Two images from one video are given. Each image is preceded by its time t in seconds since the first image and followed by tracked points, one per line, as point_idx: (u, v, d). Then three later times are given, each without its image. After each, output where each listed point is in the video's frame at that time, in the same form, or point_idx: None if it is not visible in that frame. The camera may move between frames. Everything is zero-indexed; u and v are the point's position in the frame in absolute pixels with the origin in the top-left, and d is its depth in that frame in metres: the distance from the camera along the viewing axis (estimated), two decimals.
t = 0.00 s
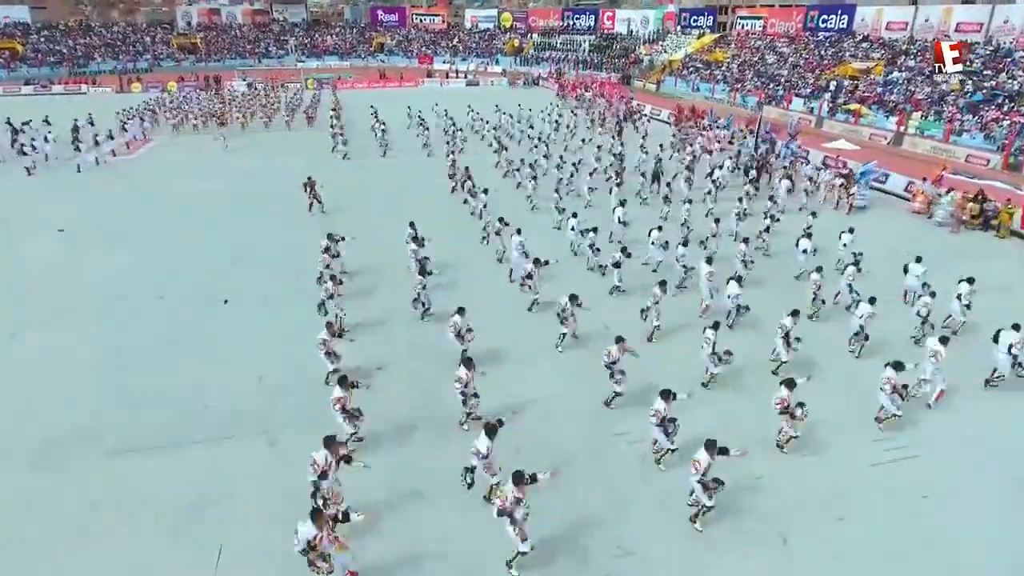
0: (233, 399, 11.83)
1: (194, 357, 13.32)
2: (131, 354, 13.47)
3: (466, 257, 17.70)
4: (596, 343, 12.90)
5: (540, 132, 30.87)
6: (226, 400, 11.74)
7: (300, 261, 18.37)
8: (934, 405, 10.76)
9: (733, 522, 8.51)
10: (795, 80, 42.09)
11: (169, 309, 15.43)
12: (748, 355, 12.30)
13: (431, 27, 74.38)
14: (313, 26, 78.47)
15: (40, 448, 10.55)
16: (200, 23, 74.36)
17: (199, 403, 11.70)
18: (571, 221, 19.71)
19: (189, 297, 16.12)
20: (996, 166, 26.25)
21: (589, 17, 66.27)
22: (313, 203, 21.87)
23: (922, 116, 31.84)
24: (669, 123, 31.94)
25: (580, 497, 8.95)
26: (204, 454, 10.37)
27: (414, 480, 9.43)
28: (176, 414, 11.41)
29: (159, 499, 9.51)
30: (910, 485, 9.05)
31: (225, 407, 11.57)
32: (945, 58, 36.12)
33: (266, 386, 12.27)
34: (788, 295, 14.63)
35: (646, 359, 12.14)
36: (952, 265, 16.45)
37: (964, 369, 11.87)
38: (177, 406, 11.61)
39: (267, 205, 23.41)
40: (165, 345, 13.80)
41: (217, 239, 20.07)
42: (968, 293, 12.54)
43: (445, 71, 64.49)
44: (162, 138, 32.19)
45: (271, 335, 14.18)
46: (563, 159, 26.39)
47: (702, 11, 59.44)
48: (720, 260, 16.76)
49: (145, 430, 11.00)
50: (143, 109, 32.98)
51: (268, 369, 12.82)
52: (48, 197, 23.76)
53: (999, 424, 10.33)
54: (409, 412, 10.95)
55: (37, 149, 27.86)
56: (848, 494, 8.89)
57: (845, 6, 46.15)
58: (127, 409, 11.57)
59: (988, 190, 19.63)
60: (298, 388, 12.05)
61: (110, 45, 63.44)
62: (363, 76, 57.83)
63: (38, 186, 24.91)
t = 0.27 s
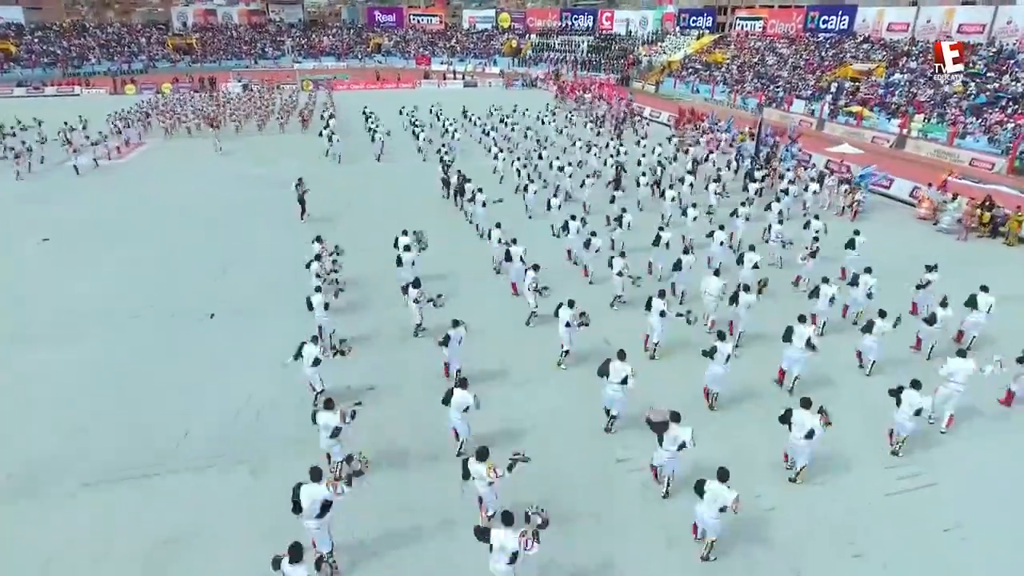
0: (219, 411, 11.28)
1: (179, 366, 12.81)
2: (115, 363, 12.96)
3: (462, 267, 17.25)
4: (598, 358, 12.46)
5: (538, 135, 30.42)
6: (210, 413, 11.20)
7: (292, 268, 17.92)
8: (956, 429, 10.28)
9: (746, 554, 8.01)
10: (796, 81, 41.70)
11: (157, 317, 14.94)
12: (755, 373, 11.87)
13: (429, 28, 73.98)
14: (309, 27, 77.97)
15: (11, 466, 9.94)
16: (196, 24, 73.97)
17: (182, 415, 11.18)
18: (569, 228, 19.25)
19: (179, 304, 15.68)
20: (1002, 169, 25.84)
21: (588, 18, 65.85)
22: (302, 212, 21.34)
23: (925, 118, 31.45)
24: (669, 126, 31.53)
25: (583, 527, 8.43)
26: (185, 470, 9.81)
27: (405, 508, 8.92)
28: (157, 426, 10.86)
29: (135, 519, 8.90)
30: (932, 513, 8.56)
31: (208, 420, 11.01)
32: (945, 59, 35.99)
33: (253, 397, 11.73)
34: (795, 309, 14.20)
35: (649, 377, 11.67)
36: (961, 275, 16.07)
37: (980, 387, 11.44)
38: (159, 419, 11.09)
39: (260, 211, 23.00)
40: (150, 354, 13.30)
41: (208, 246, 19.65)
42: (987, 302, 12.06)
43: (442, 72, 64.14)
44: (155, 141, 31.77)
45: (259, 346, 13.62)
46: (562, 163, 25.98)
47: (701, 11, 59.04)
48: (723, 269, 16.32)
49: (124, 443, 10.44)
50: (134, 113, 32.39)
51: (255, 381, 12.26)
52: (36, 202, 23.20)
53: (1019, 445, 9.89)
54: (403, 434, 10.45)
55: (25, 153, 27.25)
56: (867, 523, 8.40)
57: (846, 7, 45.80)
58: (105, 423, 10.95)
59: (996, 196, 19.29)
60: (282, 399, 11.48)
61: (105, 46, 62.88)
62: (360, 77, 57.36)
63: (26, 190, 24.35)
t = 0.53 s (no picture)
0: (202, 447, 10.83)
1: (162, 396, 12.35)
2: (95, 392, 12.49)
3: (456, 284, 16.79)
4: (597, 384, 11.99)
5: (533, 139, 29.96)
6: (193, 450, 10.76)
7: (283, 287, 17.47)
8: (967, 465, 9.92)
9: None
10: (794, 83, 41.33)
11: (142, 341, 14.47)
12: (759, 399, 11.42)
13: (423, 28, 73.41)
14: (303, 28, 77.36)
15: None
16: (188, 24, 73.21)
17: (164, 452, 10.72)
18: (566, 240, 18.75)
19: (164, 327, 15.20)
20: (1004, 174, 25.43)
21: (584, 18, 65.36)
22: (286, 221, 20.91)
23: (925, 121, 31.10)
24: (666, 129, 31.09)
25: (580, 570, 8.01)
26: (166, 516, 9.37)
27: (397, 555, 8.50)
28: (137, 465, 10.40)
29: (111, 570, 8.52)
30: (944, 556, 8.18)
31: (191, 457, 10.58)
32: (946, 58, 36.01)
33: (239, 430, 11.29)
34: (800, 327, 13.73)
35: (647, 404, 11.25)
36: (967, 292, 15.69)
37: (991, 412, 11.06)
38: (140, 457, 10.62)
39: (251, 225, 22.55)
40: (133, 382, 12.84)
41: (197, 264, 19.20)
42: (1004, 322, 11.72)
43: (437, 73, 63.61)
44: (144, 147, 31.21)
45: (244, 374, 13.21)
46: (559, 169, 25.49)
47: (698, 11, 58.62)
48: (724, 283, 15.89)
49: (103, 484, 9.99)
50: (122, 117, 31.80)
51: (238, 412, 11.83)
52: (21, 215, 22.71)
53: None
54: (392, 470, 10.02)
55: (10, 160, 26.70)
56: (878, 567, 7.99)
57: (844, 8, 45.43)
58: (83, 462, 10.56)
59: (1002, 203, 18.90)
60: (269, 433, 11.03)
61: (97, 48, 62.17)
62: (354, 78, 56.81)
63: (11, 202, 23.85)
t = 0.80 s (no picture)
0: (183, 464, 10.32)
1: (142, 409, 11.83)
2: (71, 405, 11.96)
3: (451, 295, 16.38)
4: (595, 404, 11.58)
5: (529, 143, 29.56)
6: (171, 469, 10.25)
7: (272, 294, 16.99)
8: (981, 489, 9.51)
9: None
10: (793, 85, 40.97)
11: (123, 351, 13.96)
12: (764, 421, 11.03)
13: (420, 29, 72.96)
14: (298, 28, 76.81)
15: None
16: (182, 25, 72.68)
17: (141, 471, 10.20)
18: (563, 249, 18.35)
19: (147, 336, 14.68)
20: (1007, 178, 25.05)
21: (581, 19, 64.90)
22: (274, 226, 20.41)
23: (926, 124, 30.77)
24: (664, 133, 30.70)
25: None
26: (141, 540, 8.86)
27: None
28: (113, 484, 9.89)
29: None
30: None
31: (168, 476, 10.07)
32: (945, 58, 35.99)
33: (222, 447, 10.78)
34: (804, 344, 13.35)
35: (647, 428, 10.83)
36: (974, 302, 15.31)
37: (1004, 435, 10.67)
38: (113, 476, 10.07)
39: (242, 230, 22.08)
40: (113, 394, 12.33)
41: (185, 270, 18.71)
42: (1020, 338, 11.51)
43: (434, 74, 63.15)
44: (134, 150, 30.73)
45: (228, 384, 12.68)
46: (555, 175, 25.11)
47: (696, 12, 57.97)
48: (724, 295, 15.54)
49: (77, 505, 9.50)
50: (112, 119, 31.25)
51: (222, 425, 11.36)
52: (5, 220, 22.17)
53: None
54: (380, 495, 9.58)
55: None
56: None
57: (842, 9, 45.11)
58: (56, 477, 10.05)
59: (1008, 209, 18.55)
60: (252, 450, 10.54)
61: (90, 49, 61.61)
62: (349, 80, 56.28)
63: None
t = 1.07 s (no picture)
0: (161, 496, 9.83)
1: (120, 434, 11.32)
2: (47, 428, 11.46)
3: (445, 309, 15.87)
4: (594, 429, 11.09)
5: (526, 148, 29.05)
6: (147, 501, 9.75)
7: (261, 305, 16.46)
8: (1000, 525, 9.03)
9: None
10: (793, 86, 40.49)
11: (104, 369, 13.43)
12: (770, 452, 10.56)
13: (417, 29, 72.42)
14: (295, 29, 76.25)
15: None
16: (178, 25, 72.10)
17: (114, 504, 9.69)
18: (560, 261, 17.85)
19: (128, 353, 14.14)
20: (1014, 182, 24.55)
21: (580, 19, 64.38)
22: (263, 235, 19.84)
23: (930, 127, 30.29)
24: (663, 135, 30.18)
25: None
26: None
27: None
28: (86, 520, 9.39)
29: None
30: None
31: (144, 510, 9.57)
32: (945, 58, 35.89)
33: (203, 477, 10.27)
34: (811, 364, 12.88)
35: (647, 456, 10.34)
36: (987, 314, 14.79)
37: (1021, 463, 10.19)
38: (85, 511, 9.56)
39: (231, 236, 21.54)
40: (89, 417, 11.80)
41: (171, 279, 18.17)
42: None
43: (431, 75, 62.63)
44: (124, 153, 30.16)
45: (210, 406, 12.14)
46: (553, 180, 24.63)
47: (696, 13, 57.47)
48: (726, 310, 15.05)
49: (44, 542, 8.98)
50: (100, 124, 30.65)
51: (202, 453, 10.85)
52: None
53: None
54: (366, 531, 9.08)
55: None
56: None
57: (844, 10, 44.64)
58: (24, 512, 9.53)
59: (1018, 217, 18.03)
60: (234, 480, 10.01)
61: (83, 50, 61.06)
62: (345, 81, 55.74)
63: None
